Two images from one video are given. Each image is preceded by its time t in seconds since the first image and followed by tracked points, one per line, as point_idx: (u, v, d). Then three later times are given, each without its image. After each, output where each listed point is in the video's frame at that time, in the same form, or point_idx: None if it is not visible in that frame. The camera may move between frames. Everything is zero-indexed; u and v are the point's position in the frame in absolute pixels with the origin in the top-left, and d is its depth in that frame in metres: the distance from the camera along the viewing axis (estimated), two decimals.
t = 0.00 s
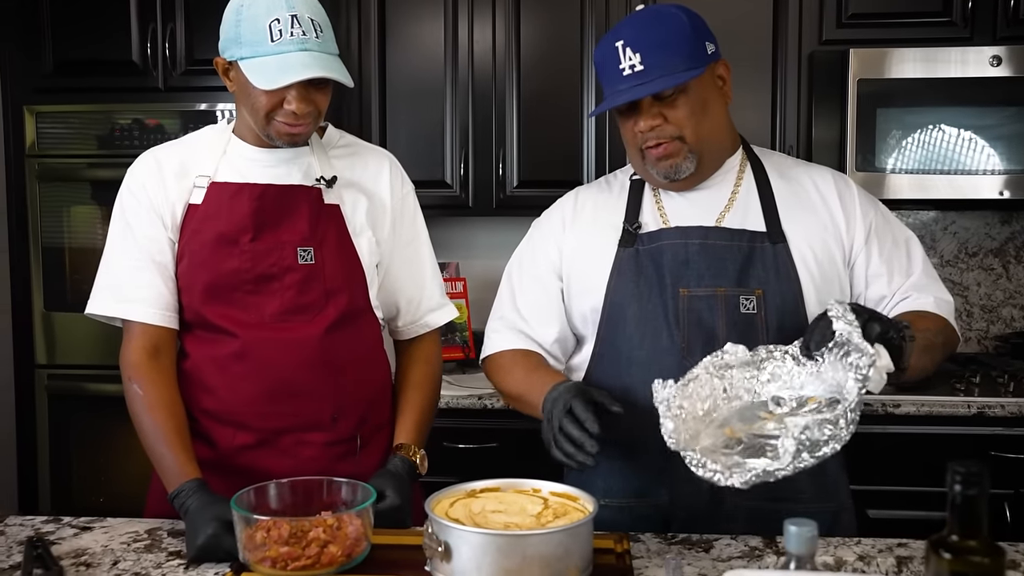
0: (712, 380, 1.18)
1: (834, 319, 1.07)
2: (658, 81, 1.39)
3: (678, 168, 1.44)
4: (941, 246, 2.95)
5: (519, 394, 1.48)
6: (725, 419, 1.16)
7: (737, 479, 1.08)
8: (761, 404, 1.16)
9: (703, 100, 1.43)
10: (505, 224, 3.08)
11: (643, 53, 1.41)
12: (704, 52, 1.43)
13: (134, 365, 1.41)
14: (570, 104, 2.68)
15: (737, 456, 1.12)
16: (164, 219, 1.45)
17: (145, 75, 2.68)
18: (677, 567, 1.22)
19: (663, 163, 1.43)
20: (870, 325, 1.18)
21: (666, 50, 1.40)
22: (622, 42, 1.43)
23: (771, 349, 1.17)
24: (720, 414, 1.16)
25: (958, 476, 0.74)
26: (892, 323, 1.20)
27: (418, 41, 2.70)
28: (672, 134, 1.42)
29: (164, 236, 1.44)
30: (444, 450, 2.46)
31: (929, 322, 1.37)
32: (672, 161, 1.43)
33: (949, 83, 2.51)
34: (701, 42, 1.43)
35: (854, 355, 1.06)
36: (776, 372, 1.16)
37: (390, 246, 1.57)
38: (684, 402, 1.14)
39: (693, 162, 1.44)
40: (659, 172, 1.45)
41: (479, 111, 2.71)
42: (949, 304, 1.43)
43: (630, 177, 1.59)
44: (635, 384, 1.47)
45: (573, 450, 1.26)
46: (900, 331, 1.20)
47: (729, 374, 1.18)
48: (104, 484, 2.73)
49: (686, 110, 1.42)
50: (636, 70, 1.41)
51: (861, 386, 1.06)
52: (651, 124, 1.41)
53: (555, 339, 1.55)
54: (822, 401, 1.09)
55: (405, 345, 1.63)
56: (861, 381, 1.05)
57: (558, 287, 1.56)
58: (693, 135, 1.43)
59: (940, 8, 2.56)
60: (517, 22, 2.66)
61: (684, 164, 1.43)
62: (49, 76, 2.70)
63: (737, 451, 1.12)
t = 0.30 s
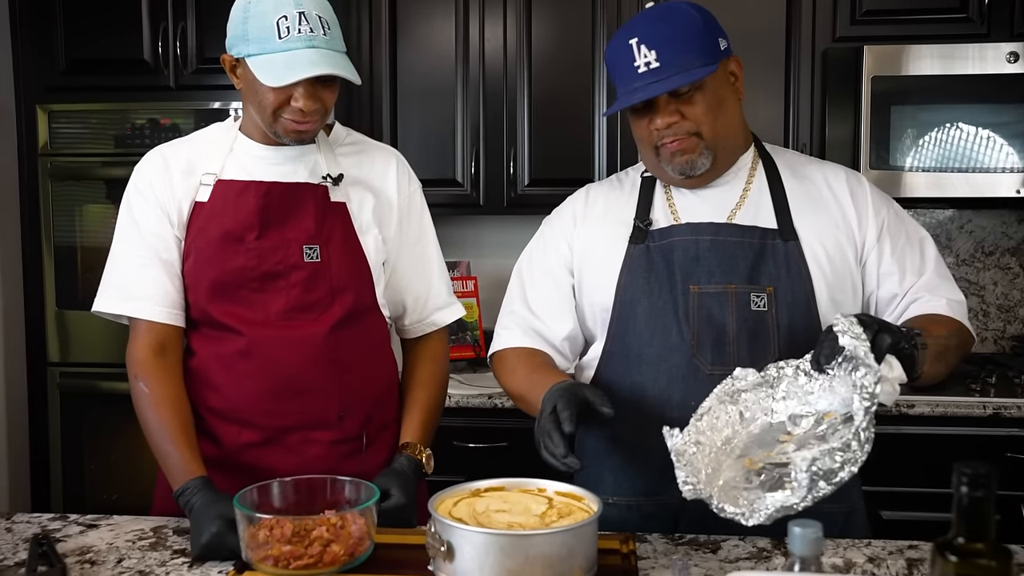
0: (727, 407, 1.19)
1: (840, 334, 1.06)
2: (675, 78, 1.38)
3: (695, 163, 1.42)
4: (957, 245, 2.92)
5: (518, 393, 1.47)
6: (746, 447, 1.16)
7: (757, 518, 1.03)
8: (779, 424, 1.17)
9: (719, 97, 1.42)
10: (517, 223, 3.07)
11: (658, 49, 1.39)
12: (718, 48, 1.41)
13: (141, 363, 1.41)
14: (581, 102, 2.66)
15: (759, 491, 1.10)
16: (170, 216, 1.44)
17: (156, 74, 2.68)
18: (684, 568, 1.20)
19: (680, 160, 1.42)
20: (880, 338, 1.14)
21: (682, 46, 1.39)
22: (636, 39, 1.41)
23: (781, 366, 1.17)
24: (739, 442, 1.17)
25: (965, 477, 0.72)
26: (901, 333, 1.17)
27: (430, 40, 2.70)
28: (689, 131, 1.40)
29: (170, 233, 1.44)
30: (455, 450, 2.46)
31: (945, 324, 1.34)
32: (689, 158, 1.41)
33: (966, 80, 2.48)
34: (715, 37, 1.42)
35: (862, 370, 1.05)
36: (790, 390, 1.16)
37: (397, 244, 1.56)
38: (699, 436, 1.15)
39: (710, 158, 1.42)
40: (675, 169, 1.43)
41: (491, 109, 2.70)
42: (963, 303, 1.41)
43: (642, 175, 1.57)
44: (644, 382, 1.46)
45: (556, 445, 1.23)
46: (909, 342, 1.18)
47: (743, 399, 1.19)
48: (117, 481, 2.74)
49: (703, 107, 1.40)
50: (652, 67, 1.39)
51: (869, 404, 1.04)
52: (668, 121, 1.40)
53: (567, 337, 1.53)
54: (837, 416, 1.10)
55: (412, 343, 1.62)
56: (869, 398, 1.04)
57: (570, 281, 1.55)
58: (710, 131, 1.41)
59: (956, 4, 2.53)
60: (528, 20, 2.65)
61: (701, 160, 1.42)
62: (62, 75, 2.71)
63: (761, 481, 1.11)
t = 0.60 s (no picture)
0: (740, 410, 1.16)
1: (851, 330, 1.04)
2: (707, 75, 1.35)
3: (721, 162, 1.40)
4: (971, 242, 2.89)
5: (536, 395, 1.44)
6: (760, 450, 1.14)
7: (773, 519, 1.01)
8: (794, 425, 1.15)
9: (743, 94, 1.39)
10: (527, 219, 3.05)
11: (686, 46, 1.36)
12: (737, 44, 1.39)
13: (145, 357, 1.40)
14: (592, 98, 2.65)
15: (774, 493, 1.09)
16: (174, 210, 1.44)
17: (165, 70, 2.68)
18: (688, 565, 1.19)
19: (707, 160, 1.39)
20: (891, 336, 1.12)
21: (710, 43, 1.36)
22: (662, 36, 1.37)
23: (792, 367, 1.15)
24: (753, 444, 1.15)
25: (969, 473, 0.71)
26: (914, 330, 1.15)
27: (440, 35, 2.69)
28: (718, 130, 1.37)
29: (175, 228, 1.44)
30: (463, 446, 2.45)
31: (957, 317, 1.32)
32: (717, 157, 1.39)
33: (982, 75, 2.46)
34: (732, 32, 1.40)
35: (873, 365, 1.03)
36: (803, 391, 1.14)
37: (402, 239, 1.55)
38: (713, 441, 1.13)
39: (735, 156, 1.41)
40: (700, 168, 1.41)
41: (500, 105, 2.69)
42: (973, 296, 1.38)
43: (646, 170, 1.56)
44: (649, 380, 1.44)
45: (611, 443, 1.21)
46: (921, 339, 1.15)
47: (755, 401, 1.17)
48: (127, 476, 2.74)
49: (729, 104, 1.37)
50: (682, 65, 1.36)
51: (882, 399, 1.01)
52: (698, 121, 1.36)
53: (577, 336, 1.52)
54: (852, 414, 1.08)
55: (417, 339, 1.61)
56: (882, 393, 1.01)
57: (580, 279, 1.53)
58: (736, 129, 1.39)
59: None
60: (538, 15, 2.64)
61: (727, 158, 1.40)
62: (72, 71, 2.71)
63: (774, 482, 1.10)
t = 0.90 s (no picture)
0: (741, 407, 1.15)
1: (845, 321, 1.04)
2: (703, 68, 1.33)
3: (718, 156, 1.39)
4: (985, 236, 2.86)
5: (568, 369, 1.35)
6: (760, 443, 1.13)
7: (763, 507, 1.02)
8: (793, 419, 1.12)
9: (740, 87, 1.38)
10: (536, 213, 3.04)
11: (681, 39, 1.34)
12: (733, 35, 1.38)
13: (149, 350, 1.40)
14: (602, 92, 2.64)
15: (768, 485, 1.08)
16: (178, 203, 1.44)
17: (174, 63, 2.67)
18: (692, 560, 1.18)
19: (705, 153, 1.38)
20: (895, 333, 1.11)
21: (705, 35, 1.34)
22: (657, 29, 1.36)
23: (792, 361, 1.14)
24: (753, 439, 1.13)
25: (973, 468, 0.70)
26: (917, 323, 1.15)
27: (449, 28, 2.68)
28: (715, 124, 1.36)
29: (179, 221, 1.43)
30: (471, 441, 2.44)
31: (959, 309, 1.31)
32: (714, 150, 1.38)
33: (997, 67, 2.43)
34: (729, 24, 1.38)
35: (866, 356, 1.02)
36: (804, 384, 1.12)
37: (407, 232, 1.54)
38: (711, 435, 1.12)
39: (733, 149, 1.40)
40: (697, 162, 1.40)
41: (510, 99, 2.67)
42: (978, 287, 1.36)
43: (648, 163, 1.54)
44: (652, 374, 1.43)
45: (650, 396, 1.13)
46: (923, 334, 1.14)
47: (755, 397, 1.15)
48: (137, 470, 2.75)
49: (726, 97, 1.36)
50: (676, 59, 1.34)
51: (873, 388, 1.01)
52: (694, 115, 1.35)
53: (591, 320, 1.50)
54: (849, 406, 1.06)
55: (421, 332, 1.60)
56: (872, 381, 1.01)
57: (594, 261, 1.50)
58: (733, 122, 1.38)
59: None
60: (547, 8, 2.62)
61: (724, 152, 1.39)
62: (81, 65, 2.71)
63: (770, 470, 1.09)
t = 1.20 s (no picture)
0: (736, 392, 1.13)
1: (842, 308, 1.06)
2: (705, 54, 1.32)
3: (722, 143, 1.37)
4: (996, 229, 2.83)
5: (577, 361, 1.31)
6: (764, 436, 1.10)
7: (760, 499, 1.01)
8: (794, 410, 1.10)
9: (742, 74, 1.37)
10: (544, 206, 3.03)
11: (684, 25, 1.33)
12: (736, 22, 1.36)
13: (150, 342, 1.40)
14: (609, 84, 2.62)
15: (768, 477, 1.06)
16: (179, 194, 1.43)
17: (179, 55, 2.67)
18: (692, 554, 1.17)
19: (708, 141, 1.36)
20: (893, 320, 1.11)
21: (708, 21, 1.33)
22: (659, 15, 1.34)
23: (792, 352, 1.13)
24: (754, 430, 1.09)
25: (972, 461, 0.68)
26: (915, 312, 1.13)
27: (456, 19, 2.66)
28: (718, 111, 1.35)
29: (180, 212, 1.43)
30: (476, 434, 2.44)
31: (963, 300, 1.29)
32: (717, 138, 1.36)
33: (1011, 58, 2.40)
34: (732, 10, 1.37)
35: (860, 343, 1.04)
36: (805, 376, 1.12)
37: (408, 223, 1.53)
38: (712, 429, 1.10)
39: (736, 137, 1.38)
40: (700, 150, 1.38)
41: (517, 91, 2.66)
42: (982, 280, 1.35)
43: (651, 154, 1.52)
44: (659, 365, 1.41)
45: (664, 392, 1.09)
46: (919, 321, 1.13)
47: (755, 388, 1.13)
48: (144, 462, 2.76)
49: (729, 84, 1.35)
50: (679, 45, 1.33)
51: (868, 374, 1.02)
52: (697, 101, 1.34)
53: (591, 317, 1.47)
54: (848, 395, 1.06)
55: (423, 324, 1.60)
56: (867, 368, 1.02)
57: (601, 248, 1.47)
58: (737, 109, 1.37)
59: None
60: None
61: (728, 140, 1.37)
62: (88, 56, 2.71)
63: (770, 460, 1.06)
